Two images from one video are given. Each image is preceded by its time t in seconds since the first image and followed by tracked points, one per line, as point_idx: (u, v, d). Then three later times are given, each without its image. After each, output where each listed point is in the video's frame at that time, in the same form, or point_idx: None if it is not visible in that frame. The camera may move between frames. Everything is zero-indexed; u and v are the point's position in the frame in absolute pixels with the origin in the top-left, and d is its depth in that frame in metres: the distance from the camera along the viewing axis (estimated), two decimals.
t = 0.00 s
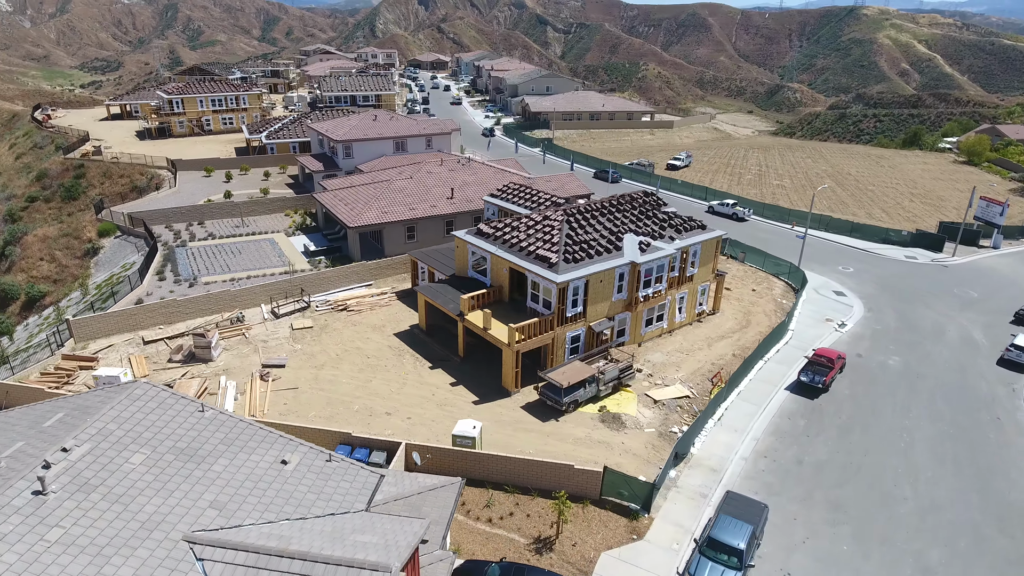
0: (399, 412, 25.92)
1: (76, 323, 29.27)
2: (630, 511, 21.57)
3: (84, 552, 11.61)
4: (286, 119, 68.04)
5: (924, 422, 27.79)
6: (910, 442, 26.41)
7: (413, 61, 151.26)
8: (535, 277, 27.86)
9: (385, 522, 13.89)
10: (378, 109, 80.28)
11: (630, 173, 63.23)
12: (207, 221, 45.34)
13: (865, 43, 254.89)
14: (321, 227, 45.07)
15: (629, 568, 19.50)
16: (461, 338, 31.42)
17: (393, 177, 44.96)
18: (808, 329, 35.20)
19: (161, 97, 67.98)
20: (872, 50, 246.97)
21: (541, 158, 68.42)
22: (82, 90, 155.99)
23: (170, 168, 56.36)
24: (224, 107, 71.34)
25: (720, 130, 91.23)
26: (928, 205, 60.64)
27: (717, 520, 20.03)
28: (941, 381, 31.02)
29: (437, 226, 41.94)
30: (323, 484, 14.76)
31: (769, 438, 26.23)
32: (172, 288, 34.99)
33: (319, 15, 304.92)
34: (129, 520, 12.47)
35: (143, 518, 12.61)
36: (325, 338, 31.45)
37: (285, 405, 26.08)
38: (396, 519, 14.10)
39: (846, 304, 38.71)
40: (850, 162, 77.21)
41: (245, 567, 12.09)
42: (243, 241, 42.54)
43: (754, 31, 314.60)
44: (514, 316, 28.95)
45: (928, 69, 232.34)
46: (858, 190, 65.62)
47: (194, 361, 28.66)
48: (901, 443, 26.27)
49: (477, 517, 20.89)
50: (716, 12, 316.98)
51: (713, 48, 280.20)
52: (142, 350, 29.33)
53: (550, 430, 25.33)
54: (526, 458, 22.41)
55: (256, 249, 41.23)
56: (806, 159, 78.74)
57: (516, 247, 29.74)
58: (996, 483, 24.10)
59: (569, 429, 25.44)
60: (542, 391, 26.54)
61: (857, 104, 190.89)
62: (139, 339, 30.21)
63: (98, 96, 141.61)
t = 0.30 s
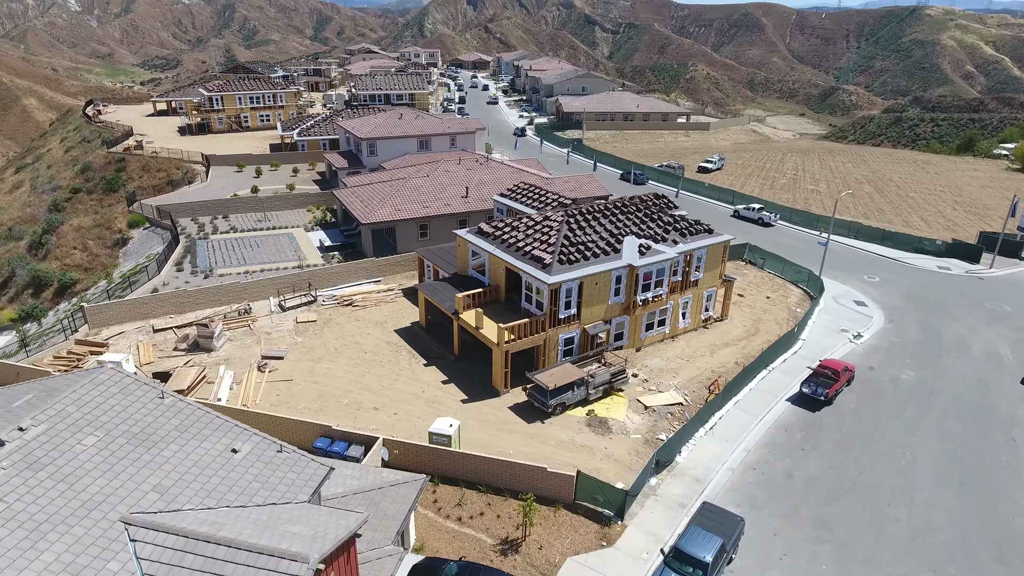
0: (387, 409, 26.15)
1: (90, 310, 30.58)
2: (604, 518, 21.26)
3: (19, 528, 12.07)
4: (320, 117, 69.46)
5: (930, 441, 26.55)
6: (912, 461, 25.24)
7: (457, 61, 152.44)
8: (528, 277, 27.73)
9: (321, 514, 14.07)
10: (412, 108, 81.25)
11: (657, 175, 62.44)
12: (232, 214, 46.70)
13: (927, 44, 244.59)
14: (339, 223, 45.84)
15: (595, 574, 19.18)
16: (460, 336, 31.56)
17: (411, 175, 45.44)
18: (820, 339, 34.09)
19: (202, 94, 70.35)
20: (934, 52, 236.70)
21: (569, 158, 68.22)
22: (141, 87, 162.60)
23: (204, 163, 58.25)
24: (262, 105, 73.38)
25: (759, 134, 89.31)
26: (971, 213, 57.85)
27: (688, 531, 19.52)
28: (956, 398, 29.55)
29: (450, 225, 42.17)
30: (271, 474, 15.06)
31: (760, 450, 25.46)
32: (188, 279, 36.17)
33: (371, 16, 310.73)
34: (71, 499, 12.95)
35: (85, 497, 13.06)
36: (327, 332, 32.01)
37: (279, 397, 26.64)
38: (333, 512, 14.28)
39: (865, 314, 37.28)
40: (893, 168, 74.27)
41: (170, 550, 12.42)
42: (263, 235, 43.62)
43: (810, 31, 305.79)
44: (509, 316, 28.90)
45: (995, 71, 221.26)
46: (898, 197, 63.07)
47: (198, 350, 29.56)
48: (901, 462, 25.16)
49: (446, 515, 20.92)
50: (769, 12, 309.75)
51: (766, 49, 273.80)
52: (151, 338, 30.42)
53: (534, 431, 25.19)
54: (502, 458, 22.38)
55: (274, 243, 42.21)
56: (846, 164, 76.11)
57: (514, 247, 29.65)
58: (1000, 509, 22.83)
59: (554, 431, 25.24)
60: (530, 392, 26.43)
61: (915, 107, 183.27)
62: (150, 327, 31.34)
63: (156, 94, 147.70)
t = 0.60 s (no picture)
0: (374, 403, 26.52)
1: (104, 298, 31.95)
2: (573, 521, 21.09)
3: None
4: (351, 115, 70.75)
5: (931, 458, 25.41)
6: (908, 479, 24.21)
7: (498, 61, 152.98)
8: (520, 277, 27.70)
9: (260, 501, 14.46)
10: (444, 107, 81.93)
11: (682, 176, 61.48)
12: (255, 209, 47.96)
13: (993, 45, 233.38)
14: (357, 219, 46.62)
15: None
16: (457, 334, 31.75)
17: (427, 173, 45.90)
18: (829, 348, 33.02)
19: (240, 92, 72.48)
20: (1000, 54, 225.67)
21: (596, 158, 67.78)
22: (195, 85, 168.53)
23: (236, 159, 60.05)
24: (297, 103, 75.25)
25: (798, 138, 86.86)
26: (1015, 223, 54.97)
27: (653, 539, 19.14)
28: (967, 415, 28.20)
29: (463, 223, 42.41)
30: (221, 460, 15.55)
31: (748, 460, 24.84)
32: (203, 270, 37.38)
33: (420, 16, 314.68)
34: (23, 474, 13.44)
35: (37, 474, 13.54)
36: (328, 326, 32.65)
37: (272, 387, 27.32)
38: (274, 499, 14.68)
39: (882, 325, 35.90)
40: (938, 174, 71.17)
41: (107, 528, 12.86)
42: (282, 229, 44.70)
43: (867, 32, 295.64)
44: (502, 315, 28.92)
45: None
46: (937, 204, 60.43)
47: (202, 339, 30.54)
48: (896, 479, 24.16)
49: (416, 510, 21.11)
50: (825, 12, 300.79)
51: (821, 51, 265.96)
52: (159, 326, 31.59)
53: (516, 431, 25.19)
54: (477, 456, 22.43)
55: (290, 238, 43.21)
56: (888, 169, 73.30)
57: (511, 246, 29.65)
58: (996, 533, 21.68)
59: (536, 432, 25.17)
60: (516, 392, 26.41)
61: (976, 112, 175.18)
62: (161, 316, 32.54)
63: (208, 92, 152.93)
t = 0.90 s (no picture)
0: (359, 396, 26.95)
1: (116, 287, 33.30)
2: (539, 521, 21.05)
3: None
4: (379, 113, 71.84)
5: (925, 475, 24.47)
6: (896, 495, 23.37)
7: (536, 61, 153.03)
8: (509, 276, 27.75)
9: (206, 485, 14.96)
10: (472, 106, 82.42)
11: (705, 178, 60.51)
12: (274, 204, 49.18)
13: None
14: (371, 216, 47.36)
15: None
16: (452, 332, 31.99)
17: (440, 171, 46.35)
18: (832, 358, 32.09)
19: (273, 90, 74.35)
20: None
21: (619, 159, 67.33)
22: (242, 83, 173.44)
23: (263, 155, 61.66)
24: (328, 101, 76.82)
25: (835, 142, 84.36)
26: None
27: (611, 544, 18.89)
28: (970, 431, 27.07)
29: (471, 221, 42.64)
30: (176, 444, 16.16)
31: (729, 468, 24.35)
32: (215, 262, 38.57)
33: (464, 16, 316.92)
34: None
35: None
36: (328, 320, 33.29)
37: (263, 377, 28.05)
38: (220, 485, 15.16)
39: (893, 335, 34.68)
40: (979, 181, 68.20)
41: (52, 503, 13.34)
42: (297, 225, 45.73)
43: (924, 33, 284.93)
44: (492, 313, 29.03)
45: None
46: (974, 212, 57.95)
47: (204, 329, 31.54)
48: (883, 495, 23.34)
49: (384, 504, 21.40)
50: (878, 13, 291.35)
51: (873, 52, 257.63)
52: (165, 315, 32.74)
53: (495, 429, 25.27)
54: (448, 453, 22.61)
55: (304, 233, 44.18)
56: (927, 175, 70.56)
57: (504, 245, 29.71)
58: (983, 555, 20.75)
59: (515, 431, 25.20)
60: (499, 390, 26.49)
61: None
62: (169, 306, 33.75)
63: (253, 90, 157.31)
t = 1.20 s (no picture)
0: (349, 389, 27.48)
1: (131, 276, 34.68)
2: (506, 519, 21.11)
3: None
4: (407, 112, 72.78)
5: (916, 492, 23.60)
6: (882, 511, 22.61)
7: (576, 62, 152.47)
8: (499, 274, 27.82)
9: (161, 467, 15.57)
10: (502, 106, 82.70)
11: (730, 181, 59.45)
12: (295, 200, 50.41)
13: None
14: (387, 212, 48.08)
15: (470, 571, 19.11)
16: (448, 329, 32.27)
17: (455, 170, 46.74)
18: (835, 368, 31.17)
19: (307, 88, 76.04)
20: None
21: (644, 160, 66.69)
22: (288, 82, 177.85)
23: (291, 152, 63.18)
24: (360, 100, 78.21)
25: (874, 147, 81.70)
26: None
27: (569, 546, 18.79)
28: (972, 449, 25.98)
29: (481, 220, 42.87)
30: (140, 426, 16.87)
31: (710, 476, 23.95)
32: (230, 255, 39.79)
33: (510, 17, 317.76)
34: None
35: None
36: (330, 313, 34.00)
37: (259, 367, 28.85)
38: (175, 466, 15.74)
39: (905, 347, 33.46)
40: None
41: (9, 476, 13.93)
42: (314, 220, 46.77)
43: (987, 34, 272.99)
44: (484, 312, 29.19)
45: None
46: (1014, 221, 55.35)
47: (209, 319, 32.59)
48: (868, 510, 22.61)
49: (357, 495, 21.78)
50: (938, 14, 280.46)
51: (931, 54, 248.20)
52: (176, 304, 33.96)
53: (477, 426, 25.44)
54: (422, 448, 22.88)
55: (320, 228, 45.15)
56: (968, 182, 67.70)
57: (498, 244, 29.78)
58: None
59: (496, 429, 25.31)
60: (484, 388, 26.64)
61: None
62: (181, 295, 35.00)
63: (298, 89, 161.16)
